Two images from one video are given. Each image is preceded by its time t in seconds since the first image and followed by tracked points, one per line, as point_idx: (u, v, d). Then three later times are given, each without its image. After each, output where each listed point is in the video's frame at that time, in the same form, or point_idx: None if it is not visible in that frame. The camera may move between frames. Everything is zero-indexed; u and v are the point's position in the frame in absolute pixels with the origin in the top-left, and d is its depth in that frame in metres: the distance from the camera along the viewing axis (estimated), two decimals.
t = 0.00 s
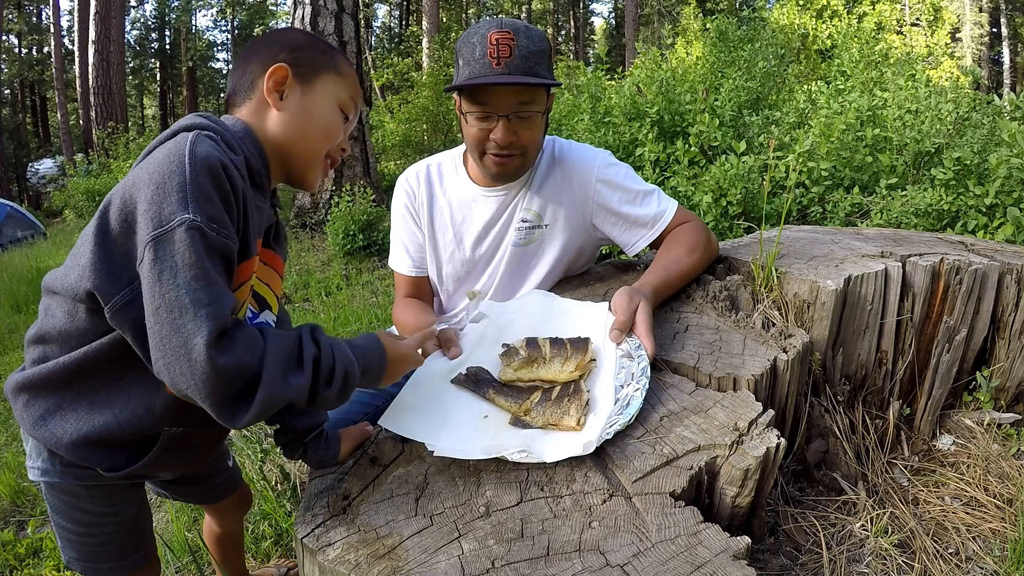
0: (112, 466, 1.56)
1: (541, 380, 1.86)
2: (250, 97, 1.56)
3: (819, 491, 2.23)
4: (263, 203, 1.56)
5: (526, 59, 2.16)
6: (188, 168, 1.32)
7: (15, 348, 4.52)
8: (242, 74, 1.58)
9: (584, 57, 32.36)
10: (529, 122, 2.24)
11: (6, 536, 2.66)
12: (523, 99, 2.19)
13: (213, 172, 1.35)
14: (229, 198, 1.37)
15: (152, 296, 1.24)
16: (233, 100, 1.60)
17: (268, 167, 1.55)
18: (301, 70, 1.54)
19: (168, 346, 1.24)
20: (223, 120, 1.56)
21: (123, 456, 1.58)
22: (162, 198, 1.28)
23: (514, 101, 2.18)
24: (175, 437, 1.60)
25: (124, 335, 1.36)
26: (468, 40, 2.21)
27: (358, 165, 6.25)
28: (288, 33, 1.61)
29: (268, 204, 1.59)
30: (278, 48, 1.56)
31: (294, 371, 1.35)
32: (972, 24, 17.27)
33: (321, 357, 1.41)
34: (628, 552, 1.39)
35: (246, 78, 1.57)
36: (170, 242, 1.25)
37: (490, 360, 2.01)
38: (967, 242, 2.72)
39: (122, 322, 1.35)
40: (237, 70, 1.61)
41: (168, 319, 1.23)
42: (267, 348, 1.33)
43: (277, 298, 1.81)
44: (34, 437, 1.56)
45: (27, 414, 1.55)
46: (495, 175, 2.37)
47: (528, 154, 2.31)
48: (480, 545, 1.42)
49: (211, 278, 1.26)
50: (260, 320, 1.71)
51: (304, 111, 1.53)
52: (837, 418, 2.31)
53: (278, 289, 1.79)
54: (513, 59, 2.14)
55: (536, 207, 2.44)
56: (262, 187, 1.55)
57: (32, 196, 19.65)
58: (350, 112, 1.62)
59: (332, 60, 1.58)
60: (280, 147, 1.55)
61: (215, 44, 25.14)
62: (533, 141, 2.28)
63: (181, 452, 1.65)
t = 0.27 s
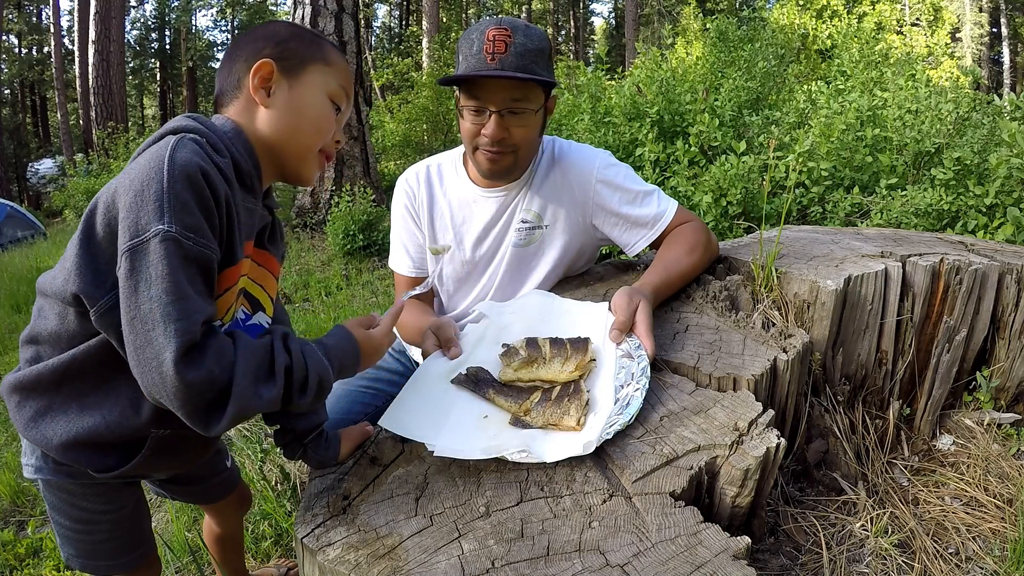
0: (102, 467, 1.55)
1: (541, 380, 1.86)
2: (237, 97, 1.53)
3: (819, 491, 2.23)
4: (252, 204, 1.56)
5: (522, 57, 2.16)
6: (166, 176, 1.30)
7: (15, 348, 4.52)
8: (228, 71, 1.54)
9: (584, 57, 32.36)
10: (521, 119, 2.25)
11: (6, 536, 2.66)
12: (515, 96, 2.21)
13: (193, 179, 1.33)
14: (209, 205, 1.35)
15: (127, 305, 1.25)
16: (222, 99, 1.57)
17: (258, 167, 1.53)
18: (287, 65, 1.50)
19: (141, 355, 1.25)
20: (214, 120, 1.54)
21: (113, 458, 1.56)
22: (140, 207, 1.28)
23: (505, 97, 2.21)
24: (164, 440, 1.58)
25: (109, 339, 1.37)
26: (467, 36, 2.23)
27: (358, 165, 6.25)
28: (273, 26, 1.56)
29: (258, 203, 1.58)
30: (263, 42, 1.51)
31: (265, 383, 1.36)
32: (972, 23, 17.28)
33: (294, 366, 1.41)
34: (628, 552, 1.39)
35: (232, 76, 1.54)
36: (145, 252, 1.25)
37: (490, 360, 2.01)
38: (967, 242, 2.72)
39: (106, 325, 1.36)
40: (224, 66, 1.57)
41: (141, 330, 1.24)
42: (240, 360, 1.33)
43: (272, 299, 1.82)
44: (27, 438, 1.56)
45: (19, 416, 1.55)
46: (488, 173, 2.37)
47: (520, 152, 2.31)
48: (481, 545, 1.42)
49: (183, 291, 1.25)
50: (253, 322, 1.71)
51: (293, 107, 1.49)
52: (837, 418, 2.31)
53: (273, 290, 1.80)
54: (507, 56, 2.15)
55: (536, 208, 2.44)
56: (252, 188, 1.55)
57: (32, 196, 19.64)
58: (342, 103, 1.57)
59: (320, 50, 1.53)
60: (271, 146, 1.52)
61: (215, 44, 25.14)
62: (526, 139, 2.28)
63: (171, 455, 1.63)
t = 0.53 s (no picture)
0: (94, 468, 1.55)
1: (541, 380, 1.86)
2: (229, 97, 1.53)
3: (819, 491, 2.22)
4: (244, 204, 1.55)
5: (517, 54, 2.18)
6: (149, 181, 1.29)
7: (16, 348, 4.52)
8: (219, 71, 1.54)
9: (584, 57, 32.36)
10: (514, 115, 2.27)
11: (6, 536, 2.66)
12: (508, 93, 2.25)
13: (175, 183, 1.31)
14: (193, 209, 1.34)
15: (111, 311, 1.25)
16: (214, 100, 1.57)
17: (250, 168, 1.54)
18: (277, 63, 1.49)
19: (124, 360, 1.25)
20: (206, 121, 1.54)
21: (104, 459, 1.56)
22: (123, 212, 1.28)
23: (500, 92, 2.25)
24: (154, 441, 1.59)
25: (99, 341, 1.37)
26: (467, 34, 2.26)
27: (358, 165, 6.25)
28: (263, 24, 1.55)
29: (250, 203, 1.58)
30: (252, 40, 1.51)
31: (248, 386, 1.35)
32: (972, 23, 17.28)
33: (277, 368, 1.41)
34: (628, 552, 1.39)
35: (223, 76, 1.54)
36: (128, 258, 1.25)
37: (490, 360, 2.01)
38: (967, 241, 2.72)
39: (94, 330, 1.35)
40: (216, 66, 1.57)
41: (124, 336, 1.24)
42: (223, 363, 1.33)
43: (266, 300, 1.81)
44: (20, 438, 1.56)
45: (11, 416, 1.55)
46: (480, 170, 2.38)
47: (512, 149, 2.31)
48: (481, 545, 1.42)
49: (163, 296, 1.24)
50: (247, 323, 1.71)
51: (284, 105, 1.49)
52: (837, 418, 2.31)
53: (267, 291, 1.80)
54: (502, 53, 2.17)
55: (536, 208, 2.44)
56: (245, 190, 1.55)
57: (32, 196, 19.64)
58: (335, 100, 1.56)
59: (311, 46, 1.52)
60: (264, 145, 1.52)
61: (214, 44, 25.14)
62: (519, 136, 2.30)
63: (162, 456, 1.63)
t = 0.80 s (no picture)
0: (90, 469, 1.55)
1: (541, 381, 1.86)
2: (223, 96, 1.52)
3: (819, 491, 2.22)
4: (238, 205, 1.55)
5: (512, 52, 2.19)
6: (138, 184, 1.29)
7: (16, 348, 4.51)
8: (214, 71, 1.54)
9: (584, 57, 32.35)
10: (509, 112, 2.28)
11: (6, 536, 2.66)
12: (503, 90, 2.26)
13: (165, 186, 1.31)
14: (183, 211, 1.33)
15: (101, 314, 1.26)
16: (210, 99, 1.57)
17: (244, 168, 1.53)
18: (271, 62, 1.48)
19: (114, 363, 1.26)
20: (201, 121, 1.54)
21: (100, 459, 1.56)
22: (113, 216, 1.27)
23: (494, 90, 2.26)
24: (149, 442, 1.58)
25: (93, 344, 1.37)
26: (465, 33, 2.29)
27: (358, 165, 6.25)
28: (259, 21, 1.54)
29: (245, 204, 1.58)
30: (247, 39, 1.50)
31: (239, 387, 1.35)
32: (972, 24, 17.28)
33: (268, 369, 1.40)
34: (628, 552, 1.39)
35: (218, 75, 1.53)
36: (117, 262, 1.25)
37: (490, 360, 2.01)
38: (967, 241, 2.72)
39: (88, 332, 1.35)
40: (211, 65, 1.56)
41: (113, 339, 1.24)
42: (213, 365, 1.33)
43: (263, 301, 1.81)
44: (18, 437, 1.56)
45: (8, 416, 1.55)
46: (475, 168, 2.37)
47: (507, 147, 2.30)
48: (481, 546, 1.42)
49: (151, 300, 1.24)
50: (243, 324, 1.71)
51: (278, 104, 1.48)
52: (837, 418, 2.31)
53: (264, 291, 1.80)
54: (497, 50, 2.18)
55: (536, 209, 2.45)
56: (240, 191, 1.55)
57: (32, 196, 19.63)
58: (332, 98, 1.54)
59: (306, 44, 1.51)
60: (259, 146, 1.52)
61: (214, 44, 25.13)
62: (513, 133, 2.29)
63: (157, 457, 1.62)
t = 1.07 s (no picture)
0: (87, 469, 1.55)
1: (541, 381, 1.86)
2: (220, 95, 1.52)
3: (819, 491, 2.22)
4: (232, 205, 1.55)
5: (510, 50, 2.19)
6: (130, 187, 1.29)
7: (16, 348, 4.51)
8: (211, 69, 1.54)
9: (584, 57, 32.34)
10: (507, 111, 2.28)
11: (6, 536, 2.66)
12: (501, 88, 2.26)
13: (156, 188, 1.31)
14: (175, 214, 1.33)
15: (94, 317, 1.26)
16: (206, 98, 1.57)
17: (240, 169, 1.54)
18: (267, 61, 1.48)
19: (107, 366, 1.26)
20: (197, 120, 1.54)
21: (96, 461, 1.56)
22: (105, 218, 1.27)
23: (492, 88, 2.26)
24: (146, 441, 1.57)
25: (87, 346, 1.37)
26: (465, 32, 2.29)
27: (358, 165, 6.25)
28: (256, 20, 1.54)
29: (241, 205, 1.58)
30: (243, 38, 1.50)
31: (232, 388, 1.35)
32: (972, 23, 17.28)
33: (260, 370, 1.39)
34: (628, 552, 1.38)
35: (214, 74, 1.53)
36: (108, 264, 1.25)
37: (490, 360, 2.01)
38: (967, 241, 2.72)
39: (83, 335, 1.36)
40: (208, 63, 1.56)
41: (105, 342, 1.24)
42: (205, 366, 1.33)
43: (261, 302, 1.81)
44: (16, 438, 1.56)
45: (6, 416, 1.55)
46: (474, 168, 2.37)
47: (506, 146, 2.30)
48: (481, 545, 1.42)
49: (143, 302, 1.24)
50: (240, 325, 1.72)
51: (274, 103, 1.48)
52: (837, 418, 2.31)
53: (261, 294, 1.80)
54: (495, 49, 2.19)
55: (536, 209, 2.45)
56: (235, 192, 1.55)
57: (32, 196, 19.63)
58: (330, 97, 1.54)
59: (303, 42, 1.51)
60: (255, 146, 1.52)
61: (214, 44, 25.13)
62: (511, 132, 2.29)
63: (154, 458, 1.62)
